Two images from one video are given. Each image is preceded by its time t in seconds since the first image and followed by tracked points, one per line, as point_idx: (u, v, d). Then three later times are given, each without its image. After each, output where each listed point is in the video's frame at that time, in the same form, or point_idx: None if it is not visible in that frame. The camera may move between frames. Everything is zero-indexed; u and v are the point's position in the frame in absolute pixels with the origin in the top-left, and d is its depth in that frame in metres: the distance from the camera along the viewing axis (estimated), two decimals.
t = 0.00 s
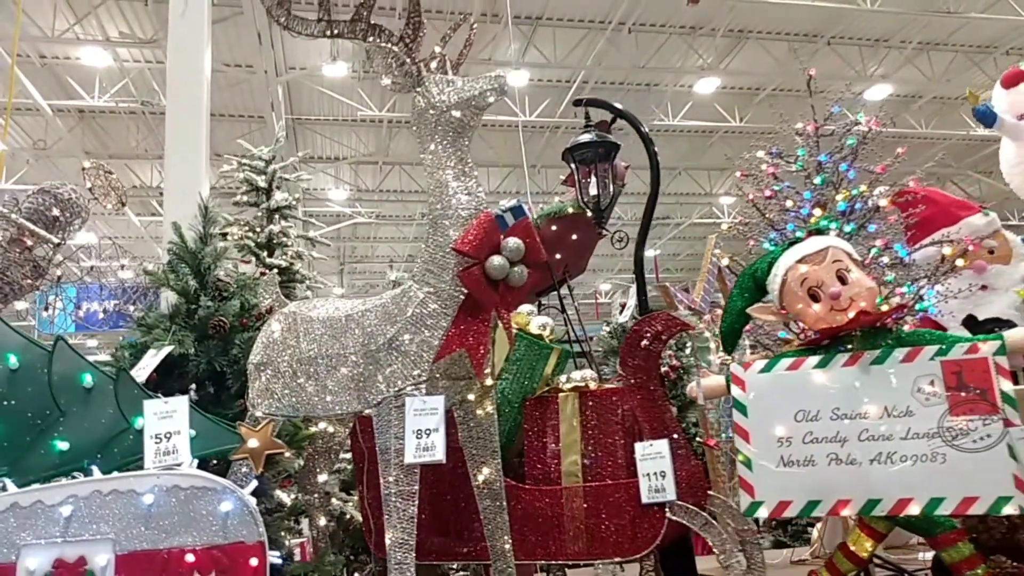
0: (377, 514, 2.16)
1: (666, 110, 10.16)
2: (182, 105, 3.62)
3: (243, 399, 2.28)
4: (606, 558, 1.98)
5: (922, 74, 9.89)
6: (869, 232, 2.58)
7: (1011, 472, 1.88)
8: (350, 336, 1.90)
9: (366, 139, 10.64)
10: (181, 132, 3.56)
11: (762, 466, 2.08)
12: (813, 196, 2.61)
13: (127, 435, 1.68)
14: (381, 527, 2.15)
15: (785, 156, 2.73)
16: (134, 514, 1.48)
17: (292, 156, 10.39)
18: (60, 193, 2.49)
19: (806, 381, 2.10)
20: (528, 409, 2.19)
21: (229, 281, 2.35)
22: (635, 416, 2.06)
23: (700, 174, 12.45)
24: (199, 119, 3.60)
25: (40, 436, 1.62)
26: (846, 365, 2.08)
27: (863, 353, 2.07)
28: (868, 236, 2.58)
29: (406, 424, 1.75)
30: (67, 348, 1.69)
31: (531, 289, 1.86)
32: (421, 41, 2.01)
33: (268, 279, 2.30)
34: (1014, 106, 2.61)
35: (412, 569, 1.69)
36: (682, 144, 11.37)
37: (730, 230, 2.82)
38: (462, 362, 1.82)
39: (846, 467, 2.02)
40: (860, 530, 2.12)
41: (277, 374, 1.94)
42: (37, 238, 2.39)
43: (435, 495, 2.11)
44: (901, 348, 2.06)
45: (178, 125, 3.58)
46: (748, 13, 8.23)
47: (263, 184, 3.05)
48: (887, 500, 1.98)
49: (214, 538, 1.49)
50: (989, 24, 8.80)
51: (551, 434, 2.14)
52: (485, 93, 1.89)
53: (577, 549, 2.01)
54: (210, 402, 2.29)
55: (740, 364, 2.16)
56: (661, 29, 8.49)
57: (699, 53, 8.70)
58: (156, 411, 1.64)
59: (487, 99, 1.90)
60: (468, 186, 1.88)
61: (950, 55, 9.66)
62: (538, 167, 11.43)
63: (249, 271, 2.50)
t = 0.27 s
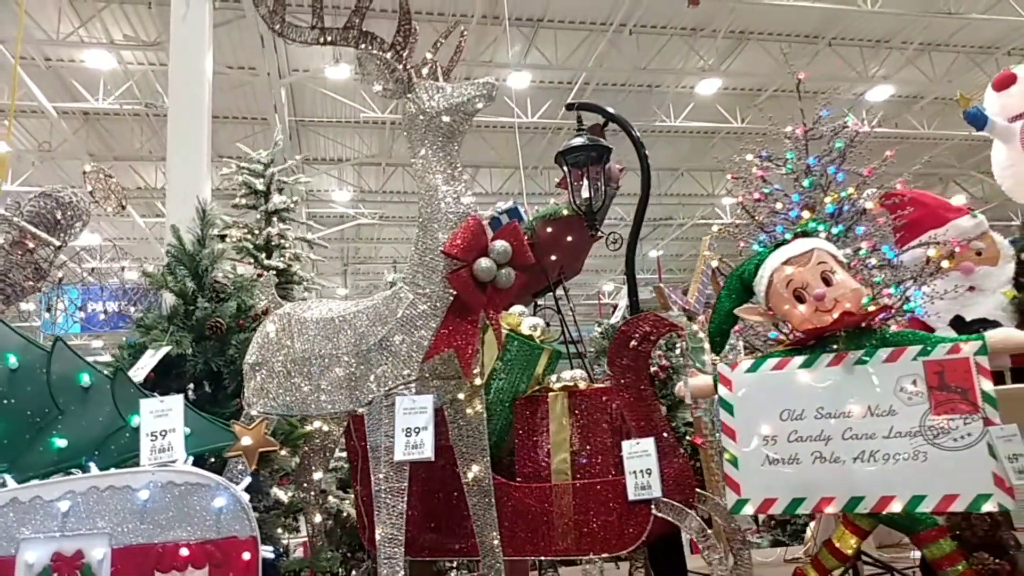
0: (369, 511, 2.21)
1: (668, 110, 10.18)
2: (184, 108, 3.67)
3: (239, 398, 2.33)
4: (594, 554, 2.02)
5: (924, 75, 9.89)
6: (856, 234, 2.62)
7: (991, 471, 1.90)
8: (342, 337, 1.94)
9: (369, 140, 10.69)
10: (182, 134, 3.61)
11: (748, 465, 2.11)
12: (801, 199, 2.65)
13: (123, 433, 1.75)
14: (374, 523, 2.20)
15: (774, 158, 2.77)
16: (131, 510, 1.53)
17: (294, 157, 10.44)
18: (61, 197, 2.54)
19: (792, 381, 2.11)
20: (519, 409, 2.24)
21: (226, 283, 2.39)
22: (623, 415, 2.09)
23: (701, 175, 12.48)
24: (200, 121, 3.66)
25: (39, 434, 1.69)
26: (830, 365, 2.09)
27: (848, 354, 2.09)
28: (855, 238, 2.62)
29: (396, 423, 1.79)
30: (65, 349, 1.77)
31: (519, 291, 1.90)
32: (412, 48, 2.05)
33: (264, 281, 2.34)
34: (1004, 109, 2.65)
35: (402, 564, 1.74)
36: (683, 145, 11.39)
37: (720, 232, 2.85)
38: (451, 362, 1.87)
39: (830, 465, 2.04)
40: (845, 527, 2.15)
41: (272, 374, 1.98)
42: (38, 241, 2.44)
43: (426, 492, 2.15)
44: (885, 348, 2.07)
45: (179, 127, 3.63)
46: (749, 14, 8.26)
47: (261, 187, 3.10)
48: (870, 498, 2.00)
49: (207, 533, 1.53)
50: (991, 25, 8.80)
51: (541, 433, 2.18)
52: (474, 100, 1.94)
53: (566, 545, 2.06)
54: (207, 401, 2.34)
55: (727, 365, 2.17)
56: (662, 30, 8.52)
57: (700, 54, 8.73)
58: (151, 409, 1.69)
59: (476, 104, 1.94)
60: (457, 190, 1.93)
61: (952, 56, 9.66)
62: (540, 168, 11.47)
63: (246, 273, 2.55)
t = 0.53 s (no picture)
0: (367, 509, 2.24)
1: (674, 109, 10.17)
2: (190, 108, 3.72)
3: (241, 397, 2.37)
4: (590, 551, 2.04)
5: (932, 73, 9.84)
6: (854, 234, 2.63)
7: (986, 471, 1.84)
8: (341, 338, 1.97)
9: (375, 139, 10.72)
10: (188, 134, 3.66)
11: (743, 465, 2.05)
12: (798, 199, 2.67)
13: (125, 432, 1.79)
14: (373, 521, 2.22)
15: (773, 159, 2.78)
16: (132, 506, 1.57)
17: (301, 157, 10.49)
18: (67, 199, 2.58)
19: (786, 380, 2.06)
20: (516, 409, 2.27)
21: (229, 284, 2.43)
22: (619, 415, 2.11)
23: (708, 174, 12.46)
24: (205, 121, 3.70)
25: (43, 432, 1.73)
26: (825, 364, 2.03)
27: (843, 353, 2.03)
28: (853, 238, 2.63)
29: (393, 422, 1.82)
30: (69, 350, 1.81)
31: (514, 292, 1.92)
32: (410, 52, 2.08)
33: (266, 282, 2.38)
34: (1005, 108, 2.65)
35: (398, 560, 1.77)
36: (690, 144, 11.37)
37: (719, 232, 2.90)
38: (447, 362, 1.90)
39: (824, 465, 1.99)
40: (840, 526, 2.17)
41: (273, 373, 2.00)
42: (44, 243, 2.48)
43: (425, 491, 2.18)
44: (880, 347, 2.01)
45: (184, 127, 3.67)
46: (755, 13, 8.25)
47: (264, 188, 3.13)
48: (864, 496, 1.95)
49: (207, 530, 1.57)
50: (1000, 22, 8.75)
51: (538, 433, 2.21)
52: (470, 103, 1.98)
53: (562, 544, 2.08)
54: (210, 400, 2.38)
55: (723, 364, 2.11)
56: (668, 29, 8.53)
57: (706, 53, 8.72)
58: (153, 409, 1.73)
59: (472, 108, 1.97)
60: (454, 192, 1.96)
61: (961, 53, 9.61)
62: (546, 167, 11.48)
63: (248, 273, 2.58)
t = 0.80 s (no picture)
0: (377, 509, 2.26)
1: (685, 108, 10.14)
2: (202, 111, 3.77)
3: (253, 398, 2.40)
4: (597, 551, 2.06)
5: (947, 70, 9.75)
6: (861, 235, 2.63)
7: (992, 471, 1.83)
8: (350, 339, 2.00)
9: (387, 140, 10.76)
10: (199, 136, 3.70)
11: (749, 465, 2.02)
12: (805, 200, 2.66)
13: (139, 432, 1.84)
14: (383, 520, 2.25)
15: (780, 160, 2.79)
16: (145, 505, 1.61)
17: (313, 158, 10.55)
18: (81, 203, 2.62)
19: (792, 381, 2.04)
20: (523, 409, 2.29)
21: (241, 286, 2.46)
22: (626, 415, 2.13)
23: (720, 173, 12.42)
24: (216, 124, 3.74)
25: (59, 432, 1.77)
26: (831, 365, 2.02)
27: (849, 353, 2.01)
28: (860, 238, 2.63)
29: (401, 422, 1.85)
30: (83, 351, 1.85)
31: (521, 293, 1.94)
32: (417, 57, 2.11)
33: (276, 284, 2.41)
34: (1014, 108, 2.63)
35: (406, 559, 1.79)
36: (702, 143, 11.34)
37: (726, 233, 2.93)
38: (454, 363, 1.92)
39: (831, 465, 1.97)
40: (847, 525, 2.17)
41: (284, 374, 2.03)
42: (59, 246, 2.51)
43: (434, 490, 2.20)
44: (885, 348, 2.00)
45: (196, 130, 3.72)
46: (767, 11, 8.23)
47: (275, 190, 3.16)
48: (869, 496, 1.93)
49: (219, 528, 1.60)
50: (1015, 19, 8.66)
51: (545, 433, 2.22)
52: (476, 106, 2.03)
53: (569, 543, 2.10)
54: (221, 400, 2.41)
55: (728, 364, 2.10)
56: (680, 28, 8.52)
57: (718, 52, 8.70)
58: (166, 409, 1.78)
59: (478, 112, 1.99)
60: (460, 195, 2.00)
61: (976, 50, 9.50)
62: (557, 166, 11.50)
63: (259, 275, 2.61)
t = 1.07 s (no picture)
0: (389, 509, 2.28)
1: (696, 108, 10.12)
2: (215, 115, 3.80)
3: (267, 399, 2.43)
4: (608, 552, 2.07)
5: (960, 69, 9.70)
6: (872, 236, 2.63)
7: (1004, 472, 1.83)
8: (362, 341, 2.02)
9: (398, 141, 10.79)
10: (213, 139, 3.73)
11: (761, 466, 2.02)
12: (817, 201, 2.66)
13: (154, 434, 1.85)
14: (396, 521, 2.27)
15: (791, 161, 2.79)
16: (162, 506, 1.63)
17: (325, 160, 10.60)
18: (97, 207, 2.65)
19: (804, 382, 2.03)
20: (534, 411, 2.30)
21: (254, 288, 2.48)
22: (637, 417, 2.14)
23: (732, 172, 12.38)
24: (229, 128, 3.77)
25: (77, 433, 1.80)
26: (843, 366, 2.02)
27: (860, 354, 2.01)
28: (872, 239, 2.63)
29: (413, 423, 1.88)
30: (100, 353, 1.87)
31: (532, 296, 1.95)
32: (428, 61, 2.12)
33: (290, 286, 2.43)
34: None
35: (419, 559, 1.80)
36: (714, 142, 11.31)
37: (738, 234, 2.92)
38: (465, 365, 1.93)
39: (843, 466, 1.96)
40: (858, 527, 2.17)
41: (297, 376, 2.05)
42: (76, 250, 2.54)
43: (446, 491, 2.22)
44: (897, 349, 2.00)
45: (209, 134, 3.75)
46: (779, 10, 8.21)
47: (289, 194, 3.19)
48: (881, 498, 1.93)
49: (234, 528, 1.62)
50: None
51: (557, 434, 2.23)
52: (487, 110, 2.04)
53: (580, 544, 2.10)
54: (236, 401, 2.44)
55: (740, 366, 2.09)
56: (690, 28, 8.50)
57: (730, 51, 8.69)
58: (181, 411, 1.79)
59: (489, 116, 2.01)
60: (471, 198, 2.01)
61: (990, 48, 9.44)
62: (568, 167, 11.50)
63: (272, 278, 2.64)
